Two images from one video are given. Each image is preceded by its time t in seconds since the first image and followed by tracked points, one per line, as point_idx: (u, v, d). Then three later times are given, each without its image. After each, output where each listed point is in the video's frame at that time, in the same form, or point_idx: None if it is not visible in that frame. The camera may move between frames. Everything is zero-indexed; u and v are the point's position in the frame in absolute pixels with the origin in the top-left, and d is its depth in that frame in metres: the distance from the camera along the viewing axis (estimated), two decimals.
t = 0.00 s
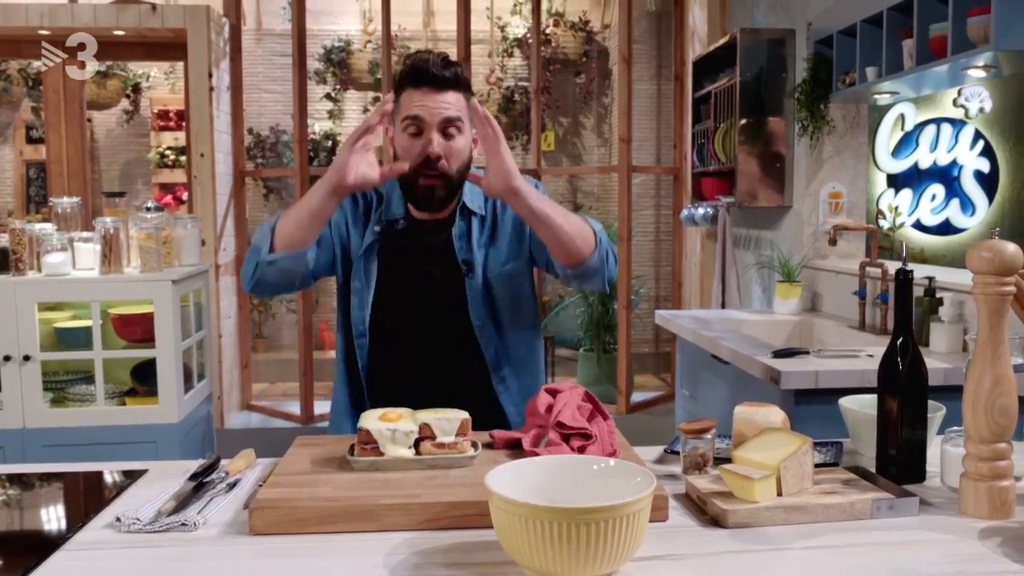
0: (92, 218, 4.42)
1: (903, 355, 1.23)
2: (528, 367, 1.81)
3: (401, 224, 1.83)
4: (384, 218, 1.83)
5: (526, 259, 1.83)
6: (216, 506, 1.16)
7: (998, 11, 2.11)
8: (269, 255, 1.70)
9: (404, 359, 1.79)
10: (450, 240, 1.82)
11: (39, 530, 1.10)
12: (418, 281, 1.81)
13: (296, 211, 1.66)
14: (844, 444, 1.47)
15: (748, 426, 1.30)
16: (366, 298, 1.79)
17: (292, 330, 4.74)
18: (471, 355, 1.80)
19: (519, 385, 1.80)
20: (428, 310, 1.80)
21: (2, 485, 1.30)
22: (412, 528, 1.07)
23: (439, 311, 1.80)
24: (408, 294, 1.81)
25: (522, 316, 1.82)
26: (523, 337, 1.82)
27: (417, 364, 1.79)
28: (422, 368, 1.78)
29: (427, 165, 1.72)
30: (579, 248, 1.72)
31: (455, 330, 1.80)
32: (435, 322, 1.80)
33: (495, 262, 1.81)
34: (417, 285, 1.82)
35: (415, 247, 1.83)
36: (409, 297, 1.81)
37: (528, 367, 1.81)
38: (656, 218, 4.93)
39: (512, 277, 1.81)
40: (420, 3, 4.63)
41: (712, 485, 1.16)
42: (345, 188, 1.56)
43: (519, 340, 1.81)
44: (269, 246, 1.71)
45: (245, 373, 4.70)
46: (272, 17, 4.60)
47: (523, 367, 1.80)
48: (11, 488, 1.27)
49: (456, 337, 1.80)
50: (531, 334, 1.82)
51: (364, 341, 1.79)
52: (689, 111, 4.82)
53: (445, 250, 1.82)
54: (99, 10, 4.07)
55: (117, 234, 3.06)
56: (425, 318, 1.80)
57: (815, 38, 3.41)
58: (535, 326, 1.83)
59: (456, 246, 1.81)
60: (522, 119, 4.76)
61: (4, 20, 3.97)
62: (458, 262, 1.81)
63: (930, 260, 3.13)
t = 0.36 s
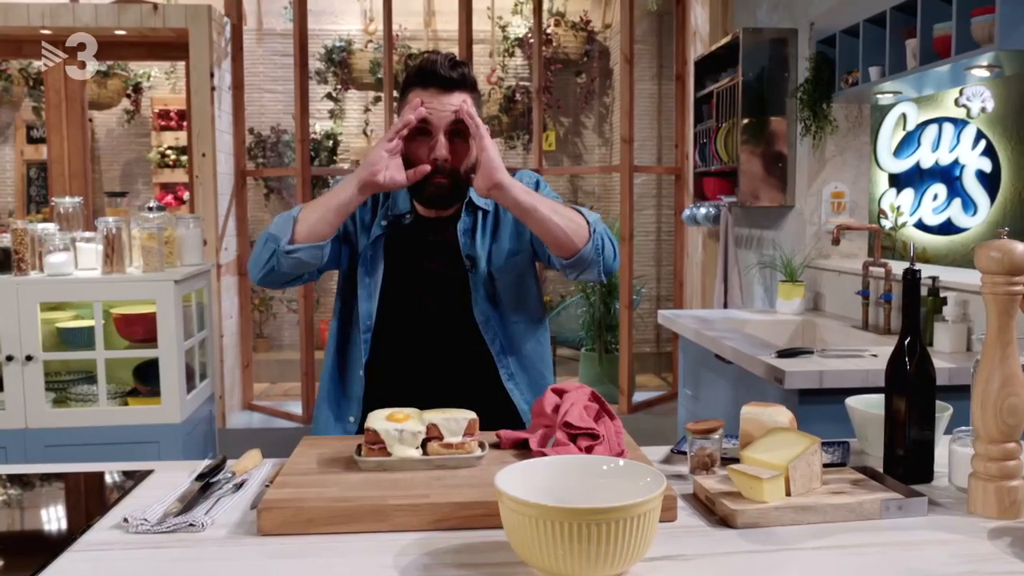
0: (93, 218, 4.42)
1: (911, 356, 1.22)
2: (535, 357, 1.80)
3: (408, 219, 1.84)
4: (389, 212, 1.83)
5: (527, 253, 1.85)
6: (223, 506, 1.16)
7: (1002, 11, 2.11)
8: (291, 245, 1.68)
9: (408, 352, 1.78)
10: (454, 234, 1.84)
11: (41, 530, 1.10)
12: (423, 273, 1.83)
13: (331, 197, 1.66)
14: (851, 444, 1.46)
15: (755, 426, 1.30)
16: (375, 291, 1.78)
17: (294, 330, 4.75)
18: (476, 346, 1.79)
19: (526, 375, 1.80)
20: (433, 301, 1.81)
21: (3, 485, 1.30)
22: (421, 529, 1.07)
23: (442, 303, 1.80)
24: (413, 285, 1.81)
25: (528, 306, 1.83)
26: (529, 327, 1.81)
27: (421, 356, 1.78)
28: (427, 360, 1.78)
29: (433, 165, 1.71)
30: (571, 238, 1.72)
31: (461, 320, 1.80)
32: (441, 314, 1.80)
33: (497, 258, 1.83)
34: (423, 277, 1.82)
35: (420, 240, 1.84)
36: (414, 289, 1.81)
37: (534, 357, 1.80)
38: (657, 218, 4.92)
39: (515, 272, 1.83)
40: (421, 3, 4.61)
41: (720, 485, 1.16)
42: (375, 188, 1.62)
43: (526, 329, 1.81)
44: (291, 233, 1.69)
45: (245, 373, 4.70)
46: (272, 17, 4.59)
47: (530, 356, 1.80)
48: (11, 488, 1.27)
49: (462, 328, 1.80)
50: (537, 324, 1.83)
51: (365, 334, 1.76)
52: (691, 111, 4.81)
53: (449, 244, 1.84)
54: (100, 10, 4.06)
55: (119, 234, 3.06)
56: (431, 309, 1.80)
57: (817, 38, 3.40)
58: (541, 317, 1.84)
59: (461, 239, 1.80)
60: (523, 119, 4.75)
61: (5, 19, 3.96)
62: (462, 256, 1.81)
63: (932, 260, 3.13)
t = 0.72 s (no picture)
0: (94, 219, 4.42)
1: (920, 357, 1.22)
2: (524, 399, 1.83)
3: (415, 226, 1.85)
4: (397, 223, 1.85)
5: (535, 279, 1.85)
6: (231, 508, 1.16)
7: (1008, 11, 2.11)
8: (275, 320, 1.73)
9: (406, 373, 1.81)
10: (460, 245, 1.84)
11: (41, 531, 1.10)
12: (429, 295, 1.83)
13: (299, 284, 1.65)
14: (859, 445, 1.46)
15: (764, 428, 1.30)
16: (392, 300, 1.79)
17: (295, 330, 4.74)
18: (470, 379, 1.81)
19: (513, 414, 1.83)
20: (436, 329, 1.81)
21: (3, 485, 1.30)
22: (431, 530, 1.06)
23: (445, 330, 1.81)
24: (417, 310, 1.81)
25: (525, 345, 1.84)
26: (522, 368, 1.84)
27: (415, 379, 1.81)
28: (420, 386, 1.81)
29: (437, 161, 1.69)
30: (593, 311, 1.69)
31: (459, 351, 1.81)
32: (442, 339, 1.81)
33: (503, 277, 1.84)
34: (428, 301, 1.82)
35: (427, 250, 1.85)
36: (418, 309, 1.82)
37: (523, 399, 1.83)
38: (659, 219, 4.90)
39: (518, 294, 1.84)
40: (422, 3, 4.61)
41: (730, 487, 1.15)
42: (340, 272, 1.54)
43: (518, 371, 1.83)
44: (272, 308, 1.72)
45: (247, 374, 4.70)
46: (272, 17, 4.58)
47: (519, 397, 1.83)
48: (12, 489, 1.28)
49: (458, 358, 1.81)
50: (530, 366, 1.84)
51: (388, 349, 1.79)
52: (692, 111, 4.80)
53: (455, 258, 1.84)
54: (102, 10, 4.06)
55: (122, 235, 3.06)
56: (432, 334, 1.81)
57: (821, 38, 3.40)
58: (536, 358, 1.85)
59: (466, 251, 1.82)
60: (524, 119, 4.75)
61: (6, 20, 3.96)
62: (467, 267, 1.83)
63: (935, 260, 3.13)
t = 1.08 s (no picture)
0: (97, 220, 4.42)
1: (933, 357, 1.22)
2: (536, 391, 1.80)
3: (422, 209, 1.78)
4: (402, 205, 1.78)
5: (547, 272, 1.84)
6: (243, 509, 1.15)
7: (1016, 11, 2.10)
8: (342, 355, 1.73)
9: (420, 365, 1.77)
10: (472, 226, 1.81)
11: (40, 533, 1.10)
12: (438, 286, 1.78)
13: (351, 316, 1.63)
14: (871, 445, 1.46)
15: (776, 428, 1.30)
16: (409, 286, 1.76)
17: (297, 331, 4.74)
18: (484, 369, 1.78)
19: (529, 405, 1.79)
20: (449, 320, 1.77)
21: (2, 485, 1.31)
22: (445, 531, 1.06)
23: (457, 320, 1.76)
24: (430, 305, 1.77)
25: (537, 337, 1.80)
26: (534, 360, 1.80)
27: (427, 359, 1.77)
28: (434, 377, 1.78)
29: (446, 129, 1.65)
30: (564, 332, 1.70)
31: (473, 342, 1.77)
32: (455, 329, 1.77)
33: (515, 264, 1.81)
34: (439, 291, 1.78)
35: (435, 232, 1.79)
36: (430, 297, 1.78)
37: (537, 390, 1.80)
38: (661, 218, 4.90)
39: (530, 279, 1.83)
40: (424, 3, 4.61)
41: (744, 487, 1.15)
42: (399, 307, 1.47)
43: (532, 362, 1.79)
44: (334, 349, 1.72)
45: (249, 374, 4.70)
46: (275, 18, 4.54)
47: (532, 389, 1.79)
48: (11, 488, 1.28)
49: (471, 349, 1.77)
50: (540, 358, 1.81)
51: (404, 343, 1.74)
52: (695, 111, 4.79)
53: (463, 251, 1.80)
54: (104, 10, 4.05)
55: (125, 235, 3.05)
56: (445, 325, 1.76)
57: (825, 38, 3.39)
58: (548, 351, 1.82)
59: (479, 232, 1.79)
60: (526, 119, 4.75)
61: (9, 20, 3.95)
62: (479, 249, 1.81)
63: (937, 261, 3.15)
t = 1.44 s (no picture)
0: (99, 220, 4.42)
1: (945, 357, 1.22)
2: (545, 377, 1.78)
3: (430, 199, 1.80)
4: (411, 194, 1.80)
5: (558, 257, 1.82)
6: (255, 510, 1.15)
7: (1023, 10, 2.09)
8: (349, 340, 1.72)
9: (430, 352, 1.75)
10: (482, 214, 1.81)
11: (40, 534, 1.09)
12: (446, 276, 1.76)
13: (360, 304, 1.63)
14: (881, 446, 1.45)
15: (787, 429, 1.29)
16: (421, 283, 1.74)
17: (299, 331, 4.73)
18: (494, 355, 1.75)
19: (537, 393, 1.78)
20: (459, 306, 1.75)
21: (2, 485, 1.30)
22: (460, 532, 1.06)
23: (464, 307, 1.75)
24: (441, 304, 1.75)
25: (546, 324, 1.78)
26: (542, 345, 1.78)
27: (437, 357, 1.75)
28: (444, 363, 1.75)
29: (457, 126, 1.66)
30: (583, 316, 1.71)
31: (482, 328, 1.76)
32: (466, 315, 1.75)
33: (525, 249, 1.80)
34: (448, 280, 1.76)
35: (445, 222, 1.80)
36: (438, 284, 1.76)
37: (545, 377, 1.78)
38: (663, 218, 4.90)
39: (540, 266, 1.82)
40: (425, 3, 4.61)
41: (757, 488, 1.14)
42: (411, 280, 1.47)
43: (541, 347, 1.78)
44: (341, 333, 1.71)
45: (250, 375, 4.69)
46: (276, 17, 4.55)
47: (539, 375, 1.77)
48: (11, 489, 1.28)
49: (481, 335, 1.75)
50: (547, 344, 1.79)
51: (410, 327, 1.73)
52: (698, 112, 4.79)
53: (471, 247, 1.79)
54: (106, 10, 4.04)
55: (129, 235, 3.04)
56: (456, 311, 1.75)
57: (829, 38, 3.38)
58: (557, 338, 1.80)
59: (488, 219, 1.79)
60: (528, 119, 4.75)
61: (11, 19, 3.94)
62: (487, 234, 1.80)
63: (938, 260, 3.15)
